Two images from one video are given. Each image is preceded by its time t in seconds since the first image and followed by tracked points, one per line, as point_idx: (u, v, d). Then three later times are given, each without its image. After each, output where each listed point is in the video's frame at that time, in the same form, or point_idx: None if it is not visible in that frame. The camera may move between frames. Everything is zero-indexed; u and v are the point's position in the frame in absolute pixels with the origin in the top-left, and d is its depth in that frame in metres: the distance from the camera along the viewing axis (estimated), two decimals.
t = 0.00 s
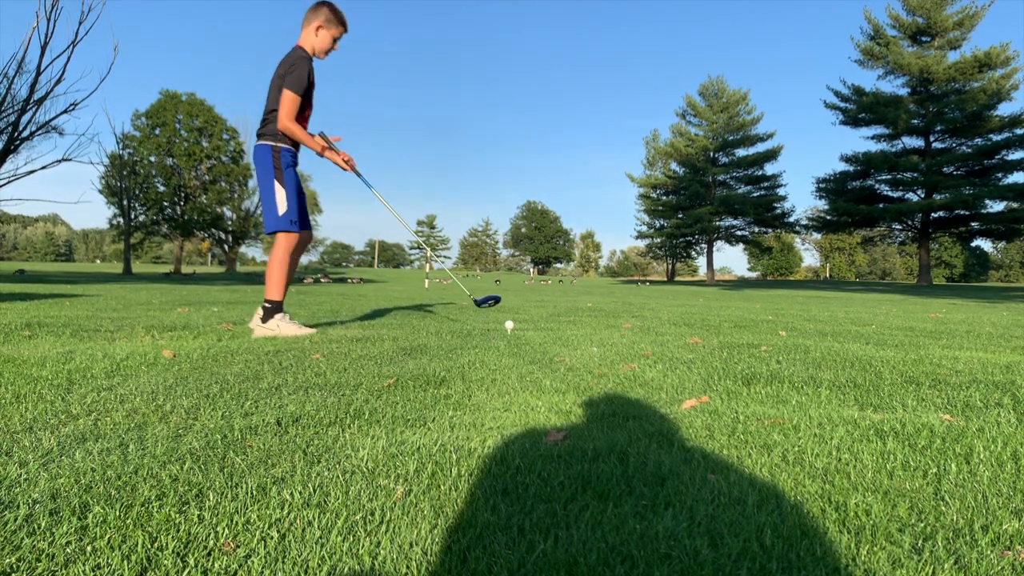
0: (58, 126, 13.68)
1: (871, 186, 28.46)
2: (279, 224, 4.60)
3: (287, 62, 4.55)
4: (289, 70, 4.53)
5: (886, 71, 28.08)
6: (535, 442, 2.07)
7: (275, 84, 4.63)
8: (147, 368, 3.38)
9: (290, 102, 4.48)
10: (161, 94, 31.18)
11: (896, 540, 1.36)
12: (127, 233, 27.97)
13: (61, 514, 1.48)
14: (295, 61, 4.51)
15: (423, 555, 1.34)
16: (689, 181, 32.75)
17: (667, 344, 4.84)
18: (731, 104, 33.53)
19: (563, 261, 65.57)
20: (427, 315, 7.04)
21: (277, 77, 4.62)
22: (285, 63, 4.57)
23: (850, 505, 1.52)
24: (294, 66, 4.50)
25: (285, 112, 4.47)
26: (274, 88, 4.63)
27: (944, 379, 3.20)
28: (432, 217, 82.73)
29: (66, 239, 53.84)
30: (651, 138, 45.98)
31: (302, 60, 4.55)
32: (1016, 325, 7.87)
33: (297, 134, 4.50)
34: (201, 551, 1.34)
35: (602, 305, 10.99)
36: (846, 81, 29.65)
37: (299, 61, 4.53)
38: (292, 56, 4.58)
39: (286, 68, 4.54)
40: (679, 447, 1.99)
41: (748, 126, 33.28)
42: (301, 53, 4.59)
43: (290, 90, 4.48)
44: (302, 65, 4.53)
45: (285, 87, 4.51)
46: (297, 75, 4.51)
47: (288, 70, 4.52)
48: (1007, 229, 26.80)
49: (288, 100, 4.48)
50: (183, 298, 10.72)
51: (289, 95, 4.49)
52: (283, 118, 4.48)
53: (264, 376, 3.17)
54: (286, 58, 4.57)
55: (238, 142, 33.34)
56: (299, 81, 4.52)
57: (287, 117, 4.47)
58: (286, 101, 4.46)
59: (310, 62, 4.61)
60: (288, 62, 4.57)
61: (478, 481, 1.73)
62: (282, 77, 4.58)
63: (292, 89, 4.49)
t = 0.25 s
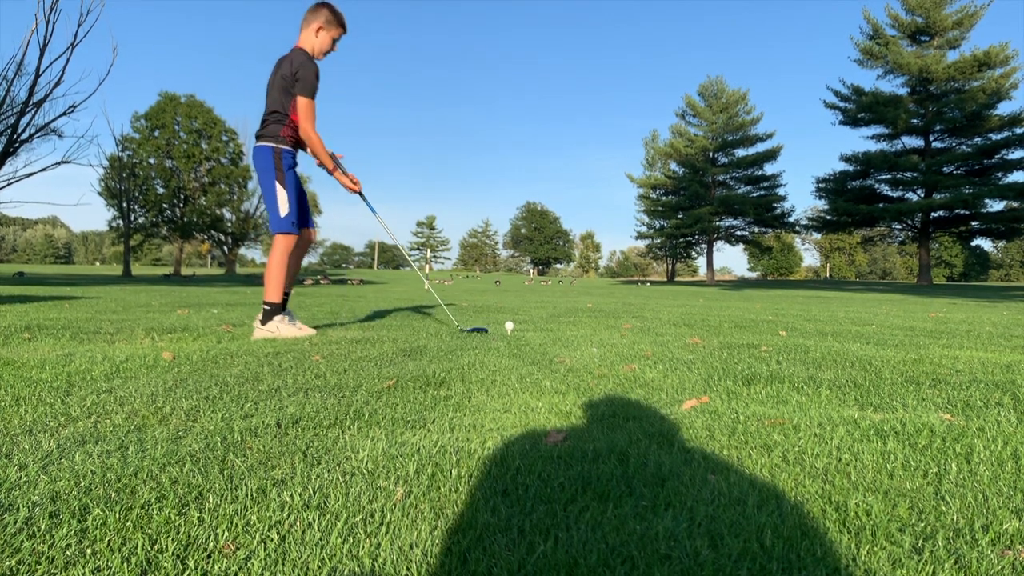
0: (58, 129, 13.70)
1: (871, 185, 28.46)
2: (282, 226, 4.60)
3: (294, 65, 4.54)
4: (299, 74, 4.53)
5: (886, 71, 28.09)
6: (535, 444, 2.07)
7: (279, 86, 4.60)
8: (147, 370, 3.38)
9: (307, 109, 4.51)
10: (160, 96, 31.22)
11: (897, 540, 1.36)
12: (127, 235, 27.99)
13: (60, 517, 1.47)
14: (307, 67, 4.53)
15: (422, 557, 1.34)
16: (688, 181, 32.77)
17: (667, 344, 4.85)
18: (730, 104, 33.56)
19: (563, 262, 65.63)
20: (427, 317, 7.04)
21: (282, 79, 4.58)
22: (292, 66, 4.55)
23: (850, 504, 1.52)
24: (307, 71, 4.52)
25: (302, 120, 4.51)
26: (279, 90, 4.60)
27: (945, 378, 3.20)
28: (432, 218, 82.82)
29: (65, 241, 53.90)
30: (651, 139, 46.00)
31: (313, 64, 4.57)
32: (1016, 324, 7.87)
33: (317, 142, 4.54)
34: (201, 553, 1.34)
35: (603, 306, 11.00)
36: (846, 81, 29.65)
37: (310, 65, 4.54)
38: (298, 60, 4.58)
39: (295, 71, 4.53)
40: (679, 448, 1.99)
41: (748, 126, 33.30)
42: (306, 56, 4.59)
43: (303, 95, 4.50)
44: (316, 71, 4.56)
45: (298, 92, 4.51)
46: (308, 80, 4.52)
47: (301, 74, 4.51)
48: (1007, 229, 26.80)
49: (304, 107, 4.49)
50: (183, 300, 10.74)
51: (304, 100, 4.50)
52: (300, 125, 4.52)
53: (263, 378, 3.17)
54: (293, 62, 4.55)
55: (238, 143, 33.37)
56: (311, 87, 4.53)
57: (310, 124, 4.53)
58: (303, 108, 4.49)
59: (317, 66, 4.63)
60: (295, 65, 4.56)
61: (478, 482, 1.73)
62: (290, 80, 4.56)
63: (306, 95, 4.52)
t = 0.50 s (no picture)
0: (58, 134, 13.71)
1: (871, 187, 28.47)
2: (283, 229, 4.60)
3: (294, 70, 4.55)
4: (299, 79, 4.54)
5: (885, 72, 28.11)
6: (535, 446, 2.07)
7: (280, 91, 4.62)
8: (148, 374, 3.38)
9: (306, 111, 4.50)
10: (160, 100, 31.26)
11: (897, 541, 1.36)
12: (127, 239, 28.01)
13: (61, 521, 1.47)
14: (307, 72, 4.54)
15: (423, 560, 1.34)
16: (688, 183, 32.80)
17: (667, 346, 4.86)
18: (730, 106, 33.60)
19: (563, 265, 65.65)
20: (427, 320, 7.04)
21: (282, 84, 4.59)
22: (293, 71, 4.56)
23: (850, 506, 1.52)
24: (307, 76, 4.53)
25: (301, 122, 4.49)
26: (280, 95, 4.61)
27: (945, 379, 3.21)
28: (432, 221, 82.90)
29: (65, 246, 53.90)
30: (650, 141, 46.04)
31: (313, 69, 4.57)
32: (1016, 325, 7.89)
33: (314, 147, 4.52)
34: (202, 557, 1.34)
35: (603, 308, 10.98)
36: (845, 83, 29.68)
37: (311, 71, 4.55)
38: (299, 66, 4.59)
39: (295, 76, 4.54)
40: (679, 450, 1.99)
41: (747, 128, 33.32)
42: (307, 63, 4.60)
43: (304, 99, 4.50)
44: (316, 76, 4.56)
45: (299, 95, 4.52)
46: (308, 85, 4.52)
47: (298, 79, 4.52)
48: (1007, 230, 26.82)
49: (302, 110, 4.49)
50: (184, 304, 10.74)
51: (304, 103, 4.49)
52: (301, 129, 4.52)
53: (264, 381, 3.17)
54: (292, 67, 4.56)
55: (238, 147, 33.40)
56: (310, 91, 4.53)
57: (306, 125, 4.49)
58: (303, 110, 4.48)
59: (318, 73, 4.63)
60: (295, 71, 4.57)
61: (479, 485, 1.73)
62: (290, 86, 4.57)
63: (306, 98, 4.51)
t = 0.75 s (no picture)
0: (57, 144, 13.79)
1: (870, 193, 28.50)
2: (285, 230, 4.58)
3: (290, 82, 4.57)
4: (293, 92, 4.55)
5: (884, 78, 28.19)
6: (536, 454, 2.07)
7: (274, 102, 4.64)
8: (149, 384, 3.37)
9: (302, 124, 4.55)
10: (161, 110, 31.42)
11: (899, 547, 1.35)
12: (127, 249, 28.03)
13: (62, 532, 1.48)
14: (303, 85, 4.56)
15: (423, 570, 1.33)
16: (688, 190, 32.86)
17: (667, 353, 4.86)
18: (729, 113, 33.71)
19: (564, 272, 65.73)
20: (427, 328, 7.02)
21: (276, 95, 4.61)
22: (288, 84, 4.58)
23: (850, 511, 1.53)
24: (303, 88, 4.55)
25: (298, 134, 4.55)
26: (273, 105, 4.63)
27: (945, 385, 3.19)
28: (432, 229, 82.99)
29: (66, 256, 54.00)
30: (650, 148, 46.15)
31: (309, 82, 4.60)
32: (1018, 330, 7.87)
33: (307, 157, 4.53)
34: (203, 567, 1.34)
35: (604, 315, 10.96)
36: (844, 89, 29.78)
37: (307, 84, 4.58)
38: (296, 80, 4.61)
39: (290, 88, 4.56)
40: (680, 456, 1.99)
41: (746, 135, 33.42)
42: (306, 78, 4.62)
43: (298, 112, 4.54)
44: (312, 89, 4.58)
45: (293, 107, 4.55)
46: (303, 97, 4.54)
47: (291, 91, 4.54)
48: (1007, 234, 26.85)
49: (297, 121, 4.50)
50: (184, 313, 10.75)
51: (299, 115, 4.54)
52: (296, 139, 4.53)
53: (264, 391, 3.17)
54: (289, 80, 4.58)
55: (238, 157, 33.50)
56: (305, 103, 4.55)
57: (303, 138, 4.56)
58: (299, 123, 4.53)
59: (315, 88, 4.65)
60: (292, 84, 4.60)
61: (479, 493, 1.72)
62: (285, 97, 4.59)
63: (302, 110, 4.54)
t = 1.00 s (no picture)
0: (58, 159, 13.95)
1: (870, 201, 28.55)
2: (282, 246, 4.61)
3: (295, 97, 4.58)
4: (299, 108, 4.57)
5: (882, 87, 28.31)
6: (537, 465, 2.07)
7: (277, 115, 4.64)
8: (150, 399, 3.37)
9: (307, 138, 4.53)
10: (161, 124, 31.63)
11: (900, 556, 1.35)
12: (129, 263, 28.09)
13: (62, 547, 1.47)
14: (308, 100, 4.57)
15: None
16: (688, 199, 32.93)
17: (669, 363, 4.84)
18: (728, 122, 33.85)
19: (565, 282, 65.72)
20: (429, 340, 7.01)
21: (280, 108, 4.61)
22: (293, 98, 4.59)
23: (853, 521, 1.51)
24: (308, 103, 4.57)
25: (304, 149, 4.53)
26: (277, 118, 4.64)
27: (947, 393, 3.18)
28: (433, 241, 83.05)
29: (68, 271, 54.08)
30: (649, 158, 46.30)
31: (313, 98, 4.61)
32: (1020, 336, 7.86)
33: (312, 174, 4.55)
34: None
35: (605, 325, 10.98)
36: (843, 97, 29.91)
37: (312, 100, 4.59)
38: (301, 94, 4.63)
39: (295, 103, 4.57)
40: (681, 466, 1.99)
41: (746, 144, 33.54)
42: (310, 93, 4.65)
43: (304, 127, 4.56)
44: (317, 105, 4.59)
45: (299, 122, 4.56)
46: (309, 113, 4.57)
47: (298, 106, 4.56)
48: (1007, 241, 26.85)
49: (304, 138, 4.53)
50: (185, 327, 10.74)
51: (305, 130, 4.55)
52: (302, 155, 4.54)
53: (265, 404, 3.16)
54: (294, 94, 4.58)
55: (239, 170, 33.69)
56: (311, 119, 4.57)
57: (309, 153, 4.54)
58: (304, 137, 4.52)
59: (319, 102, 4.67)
60: (296, 98, 4.61)
61: (480, 506, 1.72)
62: (290, 111, 4.59)
63: (307, 125, 4.56)
